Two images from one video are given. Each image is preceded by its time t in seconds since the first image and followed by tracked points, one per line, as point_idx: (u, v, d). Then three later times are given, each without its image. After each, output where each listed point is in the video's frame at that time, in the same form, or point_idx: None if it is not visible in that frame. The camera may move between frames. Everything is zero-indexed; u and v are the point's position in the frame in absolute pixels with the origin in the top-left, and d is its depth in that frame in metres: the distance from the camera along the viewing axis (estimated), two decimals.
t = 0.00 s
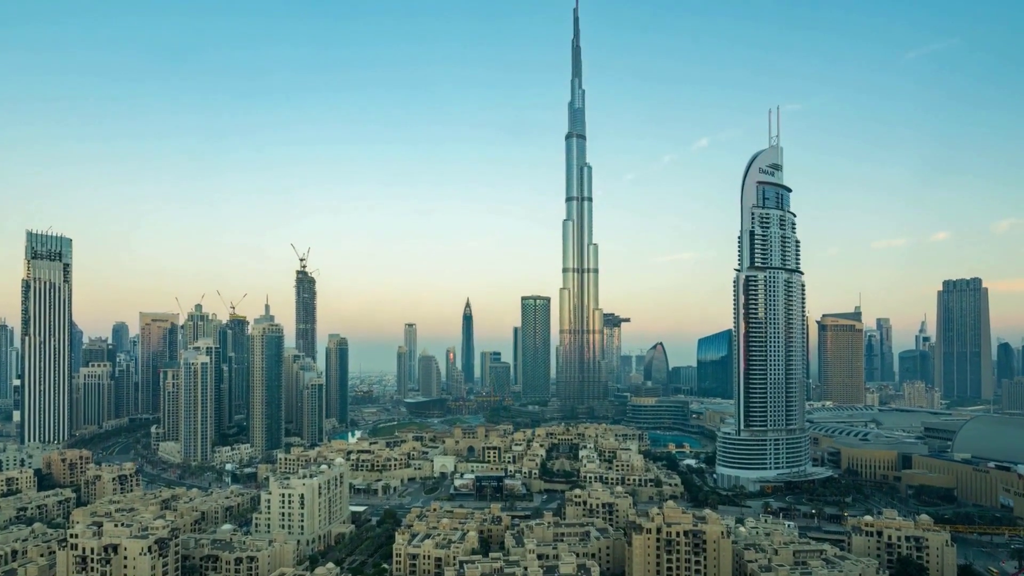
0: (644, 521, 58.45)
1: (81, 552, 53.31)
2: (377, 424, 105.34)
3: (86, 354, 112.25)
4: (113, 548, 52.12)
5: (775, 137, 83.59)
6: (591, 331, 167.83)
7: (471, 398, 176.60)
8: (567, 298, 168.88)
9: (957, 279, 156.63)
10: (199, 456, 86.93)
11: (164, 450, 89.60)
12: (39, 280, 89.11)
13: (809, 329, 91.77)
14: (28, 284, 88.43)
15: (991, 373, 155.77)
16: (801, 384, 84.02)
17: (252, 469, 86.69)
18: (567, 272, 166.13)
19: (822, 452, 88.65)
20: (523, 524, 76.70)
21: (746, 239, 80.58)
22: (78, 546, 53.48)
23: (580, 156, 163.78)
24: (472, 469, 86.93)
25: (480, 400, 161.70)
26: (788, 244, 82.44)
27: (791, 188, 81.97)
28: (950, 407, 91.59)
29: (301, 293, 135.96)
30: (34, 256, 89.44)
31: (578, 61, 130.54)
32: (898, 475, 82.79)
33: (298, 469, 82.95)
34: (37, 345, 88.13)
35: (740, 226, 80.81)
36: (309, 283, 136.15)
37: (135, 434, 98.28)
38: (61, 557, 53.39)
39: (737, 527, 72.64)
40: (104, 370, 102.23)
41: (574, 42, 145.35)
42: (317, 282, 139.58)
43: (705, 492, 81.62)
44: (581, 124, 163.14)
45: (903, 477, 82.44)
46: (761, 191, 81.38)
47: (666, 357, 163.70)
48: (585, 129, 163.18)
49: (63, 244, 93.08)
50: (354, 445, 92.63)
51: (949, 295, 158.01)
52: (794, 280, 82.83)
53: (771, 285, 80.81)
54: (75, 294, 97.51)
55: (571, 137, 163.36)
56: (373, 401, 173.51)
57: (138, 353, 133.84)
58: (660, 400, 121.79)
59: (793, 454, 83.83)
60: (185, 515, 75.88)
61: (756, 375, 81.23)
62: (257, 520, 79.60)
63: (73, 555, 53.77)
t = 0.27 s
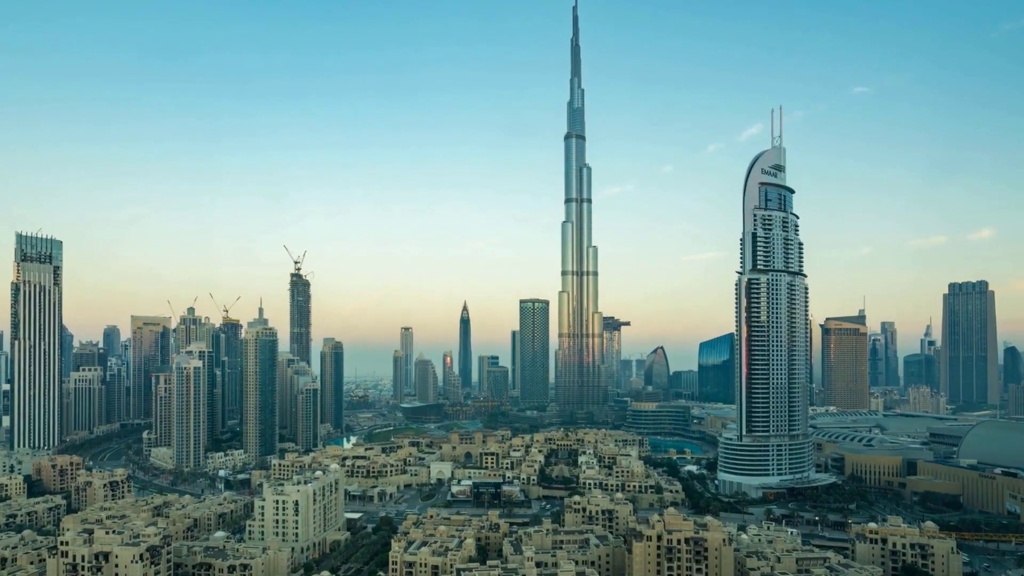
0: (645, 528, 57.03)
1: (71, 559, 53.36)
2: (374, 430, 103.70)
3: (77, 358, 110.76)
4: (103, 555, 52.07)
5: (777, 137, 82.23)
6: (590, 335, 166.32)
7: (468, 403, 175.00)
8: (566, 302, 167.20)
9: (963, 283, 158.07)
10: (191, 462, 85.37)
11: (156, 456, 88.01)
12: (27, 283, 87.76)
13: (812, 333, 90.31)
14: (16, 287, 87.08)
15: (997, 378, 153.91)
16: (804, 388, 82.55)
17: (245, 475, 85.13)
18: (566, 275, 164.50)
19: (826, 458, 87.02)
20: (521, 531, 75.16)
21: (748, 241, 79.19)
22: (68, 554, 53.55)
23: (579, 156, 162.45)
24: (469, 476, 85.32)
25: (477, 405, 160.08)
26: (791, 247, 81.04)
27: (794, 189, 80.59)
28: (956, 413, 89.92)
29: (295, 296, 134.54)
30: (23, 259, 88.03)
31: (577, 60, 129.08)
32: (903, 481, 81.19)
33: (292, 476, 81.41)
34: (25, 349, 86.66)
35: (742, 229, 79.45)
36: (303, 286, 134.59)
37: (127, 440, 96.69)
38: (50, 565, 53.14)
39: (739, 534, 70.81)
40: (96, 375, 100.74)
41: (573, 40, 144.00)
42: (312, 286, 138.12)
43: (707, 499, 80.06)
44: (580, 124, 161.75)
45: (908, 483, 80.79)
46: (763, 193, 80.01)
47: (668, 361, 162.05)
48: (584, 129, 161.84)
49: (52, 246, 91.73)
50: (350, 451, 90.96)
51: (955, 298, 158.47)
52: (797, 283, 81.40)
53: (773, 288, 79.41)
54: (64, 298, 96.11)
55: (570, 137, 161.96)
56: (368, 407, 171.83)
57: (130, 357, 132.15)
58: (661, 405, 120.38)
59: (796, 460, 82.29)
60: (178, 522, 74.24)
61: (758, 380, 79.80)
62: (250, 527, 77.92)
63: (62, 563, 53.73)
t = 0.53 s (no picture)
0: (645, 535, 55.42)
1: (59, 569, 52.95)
2: (369, 436, 102.10)
3: (65, 363, 109.27)
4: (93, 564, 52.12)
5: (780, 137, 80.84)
6: (590, 339, 164.71)
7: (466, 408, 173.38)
8: (565, 305, 165.47)
9: (969, 286, 156.75)
10: (183, 469, 83.82)
11: (147, 463, 86.41)
12: (16, 286, 85.98)
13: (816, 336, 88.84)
14: (6, 290, 85.24)
15: (1004, 385, 151.97)
16: (808, 393, 81.10)
17: (239, 481, 83.58)
18: (565, 277, 162.86)
19: (830, 464, 85.36)
20: (519, 538, 73.56)
21: (750, 243, 77.77)
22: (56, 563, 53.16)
23: (578, 157, 161.06)
24: (467, 482, 83.67)
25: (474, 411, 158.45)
26: (794, 249, 79.54)
27: (797, 191, 79.16)
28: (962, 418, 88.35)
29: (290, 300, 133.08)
30: (12, 261, 86.30)
31: (576, 60, 127.62)
32: (908, 488, 79.60)
33: (286, 482, 79.96)
34: (15, 353, 84.86)
35: (744, 231, 78.03)
36: (296, 289, 133.14)
37: (118, 446, 95.10)
38: None
39: (741, 542, 68.78)
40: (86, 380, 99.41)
41: (572, 38, 142.72)
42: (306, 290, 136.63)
43: (708, 506, 78.49)
44: (580, 125, 160.36)
45: (913, 490, 79.13)
46: (766, 194, 78.61)
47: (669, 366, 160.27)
48: (583, 129, 160.45)
49: (41, 249, 90.03)
50: (345, 457, 89.34)
51: (962, 301, 157.69)
52: (801, 286, 79.92)
53: (776, 291, 77.95)
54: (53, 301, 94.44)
55: (569, 138, 160.62)
56: (364, 412, 170.19)
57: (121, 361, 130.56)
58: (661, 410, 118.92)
59: (799, 466, 80.74)
60: (170, 530, 72.56)
61: (760, 384, 78.35)
62: (243, 534, 76.18)
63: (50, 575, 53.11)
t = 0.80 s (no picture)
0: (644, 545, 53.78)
1: None
2: (365, 442, 100.51)
3: (55, 369, 108.42)
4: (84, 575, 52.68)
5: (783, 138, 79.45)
6: (589, 344, 163.22)
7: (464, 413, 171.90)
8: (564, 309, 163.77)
9: (975, 289, 155.28)
10: (175, 475, 82.26)
11: (138, 469, 84.81)
12: (5, 289, 84.37)
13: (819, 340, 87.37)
14: None
15: (1011, 390, 151.48)
16: (811, 399, 79.57)
17: (231, 488, 81.97)
18: (564, 280, 161.46)
19: (833, 471, 83.75)
20: (516, 546, 71.86)
21: (752, 246, 76.36)
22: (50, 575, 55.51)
23: (577, 158, 159.71)
24: (463, 489, 82.06)
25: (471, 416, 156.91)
26: (798, 252, 78.11)
27: (800, 192, 77.75)
28: (968, 424, 86.83)
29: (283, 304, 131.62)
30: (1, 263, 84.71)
31: (575, 58, 126.23)
32: (913, 495, 77.97)
33: (280, 490, 78.37)
34: (3, 357, 83.27)
35: (747, 233, 76.61)
36: (291, 294, 131.84)
37: (108, 452, 93.53)
38: None
39: (743, 550, 66.47)
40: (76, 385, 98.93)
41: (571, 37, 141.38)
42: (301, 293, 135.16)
43: (709, 513, 76.92)
44: (579, 125, 159.05)
45: (918, 497, 77.50)
46: (769, 196, 77.22)
47: (669, 372, 158.60)
48: (582, 130, 159.12)
49: (30, 251, 88.33)
50: (339, 463, 87.72)
51: (967, 305, 155.71)
52: (804, 289, 78.46)
53: (779, 295, 76.52)
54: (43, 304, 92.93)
55: (567, 139, 159.22)
56: (359, 417, 168.55)
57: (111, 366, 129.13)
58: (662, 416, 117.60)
59: (802, 472, 79.17)
60: (161, 537, 70.84)
61: (763, 389, 76.83)
62: (236, 542, 74.10)
63: None
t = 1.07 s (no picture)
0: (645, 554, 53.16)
1: None
2: (360, 448, 98.80)
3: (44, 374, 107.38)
4: None
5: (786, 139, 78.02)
6: (588, 348, 161.65)
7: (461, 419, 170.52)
8: (563, 312, 161.77)
9: (983, 292, 154.85)
10: (166, 482, 80.63)
11: (129, 476, 83.05)
12: None
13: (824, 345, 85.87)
14: None
15: (1019, 396, 149.30)
16: (815, 404, 78.03)
17: (224, 495, 80.24)
18: (562, 284, 159.92)
19: (837, 477, 82.08)
20: (515, 555, 69.98)
21: (754, 248, 74.93)
22: None
23: (575, 159, 158.39)
24: (460, 497, 80.30)
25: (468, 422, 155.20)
26: (801, 254, 76.65)
27: (804, 194, 76.33)
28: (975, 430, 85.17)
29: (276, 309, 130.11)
30: None
31: (574, 57, 124.97)
32: (919, 502, 76.25)
33: (273, 497, 76.58)
34: None
35: (750, 235, 75.17)
36: (284, 299, 130.44)
37: (99, 459, 91.91)
38: None
39: (745, 559, 63.54)
40: (65, 390, 98.19)
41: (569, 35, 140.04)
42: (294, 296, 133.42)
43: (711, 521, 75.26)
44: (577, 126, 157.74)
45: (923, 504, 75.85)
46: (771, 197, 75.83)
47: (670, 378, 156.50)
48: (581, 130, 157.81)
49: (19, 252, 86.78)
50: (334, 470, 86.00)
51: (975, 308, 155.52)
52: (808, 293, 76.99)
53: (782, 298, 75.06)
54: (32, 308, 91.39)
55: (566, 139, 157.83)
56: (353, 423, 166.63)
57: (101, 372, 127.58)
58: (662, 421, 116.15)
59: (805, 479, 77.54)
60: (152, 546, 68.98)
61: (765, 395, 75.33)
62: (228, 550, 71.74)
63: None
